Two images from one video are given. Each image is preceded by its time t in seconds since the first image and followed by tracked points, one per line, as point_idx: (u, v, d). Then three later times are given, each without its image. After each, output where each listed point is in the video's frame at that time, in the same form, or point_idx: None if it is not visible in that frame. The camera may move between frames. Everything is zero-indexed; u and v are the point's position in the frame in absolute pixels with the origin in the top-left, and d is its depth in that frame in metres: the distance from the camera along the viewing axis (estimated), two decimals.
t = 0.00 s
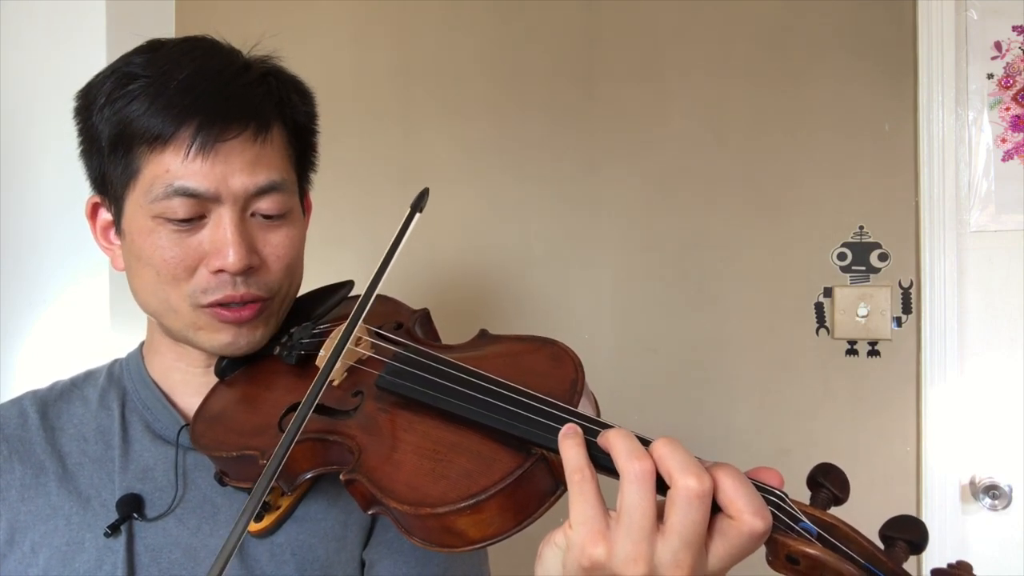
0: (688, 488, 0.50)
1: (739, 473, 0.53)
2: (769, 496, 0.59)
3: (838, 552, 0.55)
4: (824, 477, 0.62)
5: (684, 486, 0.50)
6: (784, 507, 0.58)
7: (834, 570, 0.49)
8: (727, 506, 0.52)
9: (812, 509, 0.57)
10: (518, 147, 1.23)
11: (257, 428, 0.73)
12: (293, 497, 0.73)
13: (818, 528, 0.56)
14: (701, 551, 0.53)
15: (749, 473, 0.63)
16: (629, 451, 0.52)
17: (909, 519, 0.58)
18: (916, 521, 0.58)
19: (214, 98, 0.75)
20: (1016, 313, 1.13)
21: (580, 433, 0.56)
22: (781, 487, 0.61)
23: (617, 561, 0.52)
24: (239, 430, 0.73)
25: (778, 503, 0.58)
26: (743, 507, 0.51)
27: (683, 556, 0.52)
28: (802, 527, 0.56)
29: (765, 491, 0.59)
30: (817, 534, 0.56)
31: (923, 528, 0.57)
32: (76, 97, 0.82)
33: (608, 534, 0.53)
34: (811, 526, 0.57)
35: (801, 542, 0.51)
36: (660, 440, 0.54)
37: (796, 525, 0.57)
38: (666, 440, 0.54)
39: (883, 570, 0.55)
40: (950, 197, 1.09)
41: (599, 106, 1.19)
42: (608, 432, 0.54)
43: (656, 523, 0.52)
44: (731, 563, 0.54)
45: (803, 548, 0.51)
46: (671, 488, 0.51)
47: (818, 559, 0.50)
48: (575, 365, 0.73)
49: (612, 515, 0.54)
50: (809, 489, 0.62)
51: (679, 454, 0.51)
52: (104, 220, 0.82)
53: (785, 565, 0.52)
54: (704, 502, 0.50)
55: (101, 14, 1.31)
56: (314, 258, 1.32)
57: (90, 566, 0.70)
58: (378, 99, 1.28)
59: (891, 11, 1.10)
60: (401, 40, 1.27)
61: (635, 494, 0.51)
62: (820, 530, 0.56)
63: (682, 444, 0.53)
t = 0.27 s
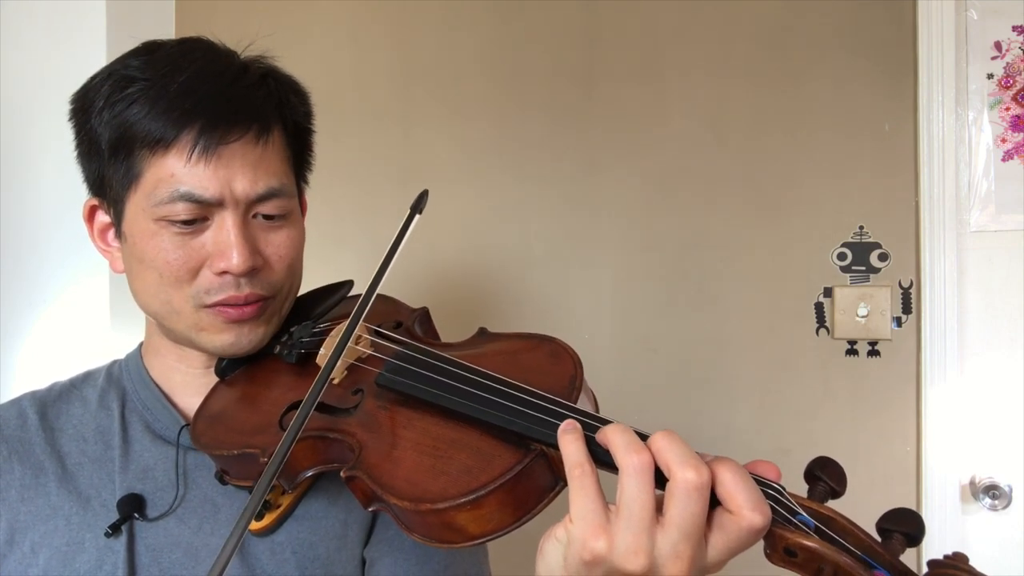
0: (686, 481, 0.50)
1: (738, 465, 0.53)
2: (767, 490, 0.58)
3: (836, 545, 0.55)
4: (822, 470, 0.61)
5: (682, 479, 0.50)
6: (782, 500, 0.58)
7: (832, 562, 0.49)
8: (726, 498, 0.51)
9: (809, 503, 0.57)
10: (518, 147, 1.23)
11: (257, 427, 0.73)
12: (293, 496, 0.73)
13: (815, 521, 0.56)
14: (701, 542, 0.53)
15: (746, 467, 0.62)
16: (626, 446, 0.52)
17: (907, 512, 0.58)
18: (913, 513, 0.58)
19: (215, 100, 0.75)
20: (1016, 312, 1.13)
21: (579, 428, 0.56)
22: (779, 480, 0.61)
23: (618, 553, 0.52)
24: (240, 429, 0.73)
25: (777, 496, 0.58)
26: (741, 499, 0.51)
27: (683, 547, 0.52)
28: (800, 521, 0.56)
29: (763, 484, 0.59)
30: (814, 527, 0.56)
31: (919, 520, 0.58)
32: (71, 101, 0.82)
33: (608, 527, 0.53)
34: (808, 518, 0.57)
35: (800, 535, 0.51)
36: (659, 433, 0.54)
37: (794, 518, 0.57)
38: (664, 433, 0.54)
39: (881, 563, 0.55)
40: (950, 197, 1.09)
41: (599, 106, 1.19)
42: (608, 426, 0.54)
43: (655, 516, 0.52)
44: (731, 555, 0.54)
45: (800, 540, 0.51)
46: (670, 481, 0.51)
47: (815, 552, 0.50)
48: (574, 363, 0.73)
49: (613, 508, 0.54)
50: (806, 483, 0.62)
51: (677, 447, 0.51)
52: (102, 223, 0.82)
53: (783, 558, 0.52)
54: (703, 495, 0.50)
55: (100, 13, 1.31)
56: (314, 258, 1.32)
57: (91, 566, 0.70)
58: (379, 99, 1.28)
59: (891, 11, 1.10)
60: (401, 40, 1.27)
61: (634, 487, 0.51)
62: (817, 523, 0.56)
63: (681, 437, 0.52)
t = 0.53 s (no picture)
0: (688, 496, 0.50)
1: (739, 479, 0.53)
2: (762, 495, 0.58)
3: (830, 551, 0.56)
4: (816, 476, 0.61)
5: (684, 494, 0.50)
6: (777, 506, 0.57)
7: (827, 569, 0.50)
8: (725, 512, 0.51)
9: (804, 508, 0.57)
10: (518, 147, 1.23)
11: (255, 429, 0.73)
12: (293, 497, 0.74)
13: (809, 527, 0.56)
14: (699, 554, 0.53)
15: (739, 471, 0.62)
16: (629, 459, 0.52)
17: (900, 517, 0.58)
18: (907, 519, 0.57)
19: (207, 104, 0.75)
20: (1016, 313, 1.13)
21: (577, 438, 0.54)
22: (772, 485, 0.61)
23: (618, 563, 0.53)
24: (238, 431, 0.73)
25: (772, 501, 0.57)
26: (741, 514, 0.51)
27: (682, 559, 0.52)
28: (794, 526, 0.56)
29: (758, 490, 0.59)
30: (809, 532, 0.56)
31: (914, 525, 0.57)
32: (63, 108, 0.82)
33: (609, 537, 0.53)
34: (803, 524, 0.57)
35: (795, 542, 0.51)
36: (661, 445, 0.53)
37: (789, 523, 0.57)
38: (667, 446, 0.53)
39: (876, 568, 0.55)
40: (949, 197, 1.09)
41: (599, 106, 1.19)
42: (611, 437, 0.54)
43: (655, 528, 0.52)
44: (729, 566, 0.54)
45: (795, 547, 0.51)
46: (671, 495, 0.51)
47: (810, 558, 0.50)
48: (571, 366, 0.73)
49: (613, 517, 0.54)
50: (801, 488, 0.62)
51: (679, 462, 0.51)
52: (97, 227, 0.82)
53: (779, 563, 0.53)
54: (703, 510, 0.50)
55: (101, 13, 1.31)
56: (314, 258, 1.32)
57: (91, 565, 0.70)
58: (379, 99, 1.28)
59: (891, 11, 1.10)
60: (402, 39, 1.27)
61: (635, 500, 0.51)
62: (812, 529, 0.56)
63: (683, 450, 0.52)
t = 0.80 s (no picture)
0: (684, 508, 0.50)
1: (737, 489, 0.53)
2: (761, 507, 0.58)
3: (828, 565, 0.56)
4: (815, 488, 0.61)
5: (679, 504, 0.50)
6: (776, 519, 0.57)
7: None
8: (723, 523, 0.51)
9: (803, 521, 0.58)
10: (518, 147, 1.23)
11: (255, 433, 0.73)
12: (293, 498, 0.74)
13: (808, 541, 0.56)
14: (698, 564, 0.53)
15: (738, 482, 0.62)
16: (619, 470, 0.52)
17: (897, 529, 0.58)
18: (904, 531, 0.58)
19: (204, 108, 0.75)
20: (1016, 313, 1.13)
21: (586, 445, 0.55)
22: (771, 497, 0.61)
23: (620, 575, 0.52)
24: (239, 434, 0.73)
25: (771, 514, 0.58)
26: (738, 525, 0.51)
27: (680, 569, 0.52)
28: (793, 539, 0.56)
29: (757, 502, 0.59)
30: (807, 546, 0.56)
31: (910, 537, 0.58)
32: (58, 112, 0.81)
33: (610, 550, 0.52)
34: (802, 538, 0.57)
35: (793, 554, 0.52)
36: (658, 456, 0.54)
37: (787, 536, 0.57)
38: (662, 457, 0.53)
39: None
40: (949, 198, 1.09)
41: (599, 106, 1.19)
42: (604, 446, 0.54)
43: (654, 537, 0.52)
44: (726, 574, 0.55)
45: (793, 559, 0.52)
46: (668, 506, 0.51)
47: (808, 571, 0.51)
48: (572, 373, 0.74)
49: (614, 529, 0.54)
50: (800, 500, 0.62)
51: (676, 473, 0.51)
52: (95, 231, 0.82)
53: None
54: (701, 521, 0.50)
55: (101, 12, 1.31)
56: (314, 258, 1.31)
57: (93, 565, 0.70)
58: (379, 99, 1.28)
59: (891, 11, 1.10)
60: (401, 39, 1.27)
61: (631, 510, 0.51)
62: (810, 542, 0.56)
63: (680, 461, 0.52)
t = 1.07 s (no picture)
0: (699, 515, 0.50)
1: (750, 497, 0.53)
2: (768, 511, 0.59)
3: (834, 569, 0.56)
4: (820, 492, 0.61)
5: (694, 512, 0.50)
6: (782, 522, 0.58)
7: None
8: (735, 531, 0.52)
9: (809, 525, 0.58)
10: (518, 147, 1.23)
11: (258, 433, 0.74)
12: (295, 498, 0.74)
13: (814, 544, 0.57)
14: None
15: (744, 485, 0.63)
16: (639, 479, 0.52)
17: (902, 533, 0.58)
18: (909, 536, 0.57)
19: (208, 104, 0.75)
20: (1016, 313, 1.13)
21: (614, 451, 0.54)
22: (776, 499, 0.61)
23: None
24: (241, 434, 0.73)
25: (777, 517, 0.58)
26: (751, 532, 0.51)
27: None
28: (798, 542, 0.57)
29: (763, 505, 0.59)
30: (813, 549, 0.57)
31: (915, 542, 0.57)
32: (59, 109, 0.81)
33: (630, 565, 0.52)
34: (808, 541, 0.57)
35: (800, 558, 0.52)
36: (675, 465, 0.54)
37: (793, 540, 0.57)
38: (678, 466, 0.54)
39: None
40: (949, 198, 1.09)
41: (599, 106, 1.19)
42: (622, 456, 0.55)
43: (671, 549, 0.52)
44: None
45: (800, 563, 0.52)
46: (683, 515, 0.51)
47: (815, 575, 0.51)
48: (577, 375, 0.74)
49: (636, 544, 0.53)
50: (805, 504, 0.62)
51: (690, 481, 0.52)
52: (97, 229, 0.82)
53: None
54: (715, 529, 0.50)
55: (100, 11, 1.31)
56: (313, 257, 1.31)
57: (92, 564, 0.70)
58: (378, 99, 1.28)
59: (891, 11, 1.10)
60: (401, 40, 1.27)
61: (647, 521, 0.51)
62: (816, 545, 0.57)
63: (695, 470, 0.53)
